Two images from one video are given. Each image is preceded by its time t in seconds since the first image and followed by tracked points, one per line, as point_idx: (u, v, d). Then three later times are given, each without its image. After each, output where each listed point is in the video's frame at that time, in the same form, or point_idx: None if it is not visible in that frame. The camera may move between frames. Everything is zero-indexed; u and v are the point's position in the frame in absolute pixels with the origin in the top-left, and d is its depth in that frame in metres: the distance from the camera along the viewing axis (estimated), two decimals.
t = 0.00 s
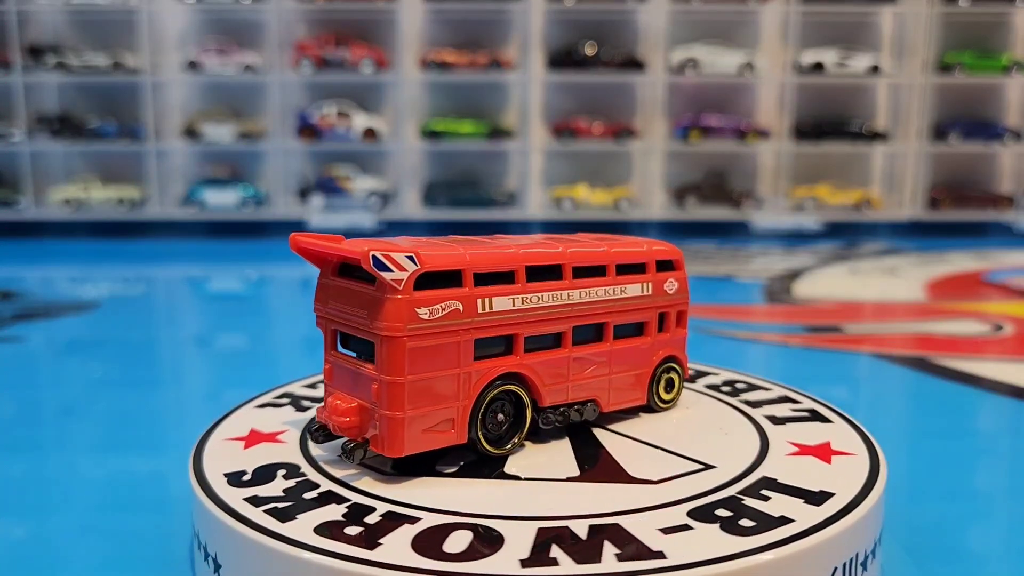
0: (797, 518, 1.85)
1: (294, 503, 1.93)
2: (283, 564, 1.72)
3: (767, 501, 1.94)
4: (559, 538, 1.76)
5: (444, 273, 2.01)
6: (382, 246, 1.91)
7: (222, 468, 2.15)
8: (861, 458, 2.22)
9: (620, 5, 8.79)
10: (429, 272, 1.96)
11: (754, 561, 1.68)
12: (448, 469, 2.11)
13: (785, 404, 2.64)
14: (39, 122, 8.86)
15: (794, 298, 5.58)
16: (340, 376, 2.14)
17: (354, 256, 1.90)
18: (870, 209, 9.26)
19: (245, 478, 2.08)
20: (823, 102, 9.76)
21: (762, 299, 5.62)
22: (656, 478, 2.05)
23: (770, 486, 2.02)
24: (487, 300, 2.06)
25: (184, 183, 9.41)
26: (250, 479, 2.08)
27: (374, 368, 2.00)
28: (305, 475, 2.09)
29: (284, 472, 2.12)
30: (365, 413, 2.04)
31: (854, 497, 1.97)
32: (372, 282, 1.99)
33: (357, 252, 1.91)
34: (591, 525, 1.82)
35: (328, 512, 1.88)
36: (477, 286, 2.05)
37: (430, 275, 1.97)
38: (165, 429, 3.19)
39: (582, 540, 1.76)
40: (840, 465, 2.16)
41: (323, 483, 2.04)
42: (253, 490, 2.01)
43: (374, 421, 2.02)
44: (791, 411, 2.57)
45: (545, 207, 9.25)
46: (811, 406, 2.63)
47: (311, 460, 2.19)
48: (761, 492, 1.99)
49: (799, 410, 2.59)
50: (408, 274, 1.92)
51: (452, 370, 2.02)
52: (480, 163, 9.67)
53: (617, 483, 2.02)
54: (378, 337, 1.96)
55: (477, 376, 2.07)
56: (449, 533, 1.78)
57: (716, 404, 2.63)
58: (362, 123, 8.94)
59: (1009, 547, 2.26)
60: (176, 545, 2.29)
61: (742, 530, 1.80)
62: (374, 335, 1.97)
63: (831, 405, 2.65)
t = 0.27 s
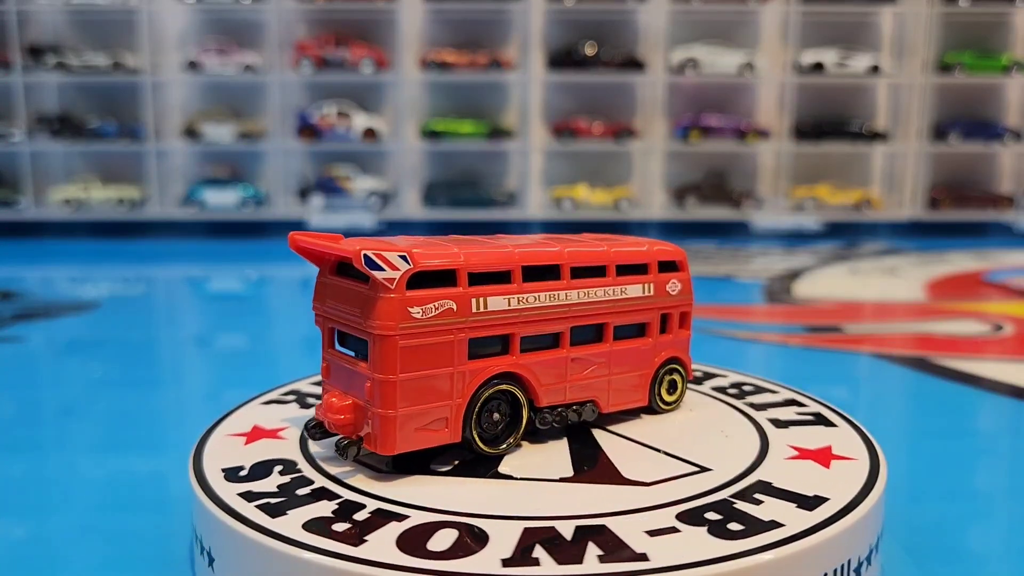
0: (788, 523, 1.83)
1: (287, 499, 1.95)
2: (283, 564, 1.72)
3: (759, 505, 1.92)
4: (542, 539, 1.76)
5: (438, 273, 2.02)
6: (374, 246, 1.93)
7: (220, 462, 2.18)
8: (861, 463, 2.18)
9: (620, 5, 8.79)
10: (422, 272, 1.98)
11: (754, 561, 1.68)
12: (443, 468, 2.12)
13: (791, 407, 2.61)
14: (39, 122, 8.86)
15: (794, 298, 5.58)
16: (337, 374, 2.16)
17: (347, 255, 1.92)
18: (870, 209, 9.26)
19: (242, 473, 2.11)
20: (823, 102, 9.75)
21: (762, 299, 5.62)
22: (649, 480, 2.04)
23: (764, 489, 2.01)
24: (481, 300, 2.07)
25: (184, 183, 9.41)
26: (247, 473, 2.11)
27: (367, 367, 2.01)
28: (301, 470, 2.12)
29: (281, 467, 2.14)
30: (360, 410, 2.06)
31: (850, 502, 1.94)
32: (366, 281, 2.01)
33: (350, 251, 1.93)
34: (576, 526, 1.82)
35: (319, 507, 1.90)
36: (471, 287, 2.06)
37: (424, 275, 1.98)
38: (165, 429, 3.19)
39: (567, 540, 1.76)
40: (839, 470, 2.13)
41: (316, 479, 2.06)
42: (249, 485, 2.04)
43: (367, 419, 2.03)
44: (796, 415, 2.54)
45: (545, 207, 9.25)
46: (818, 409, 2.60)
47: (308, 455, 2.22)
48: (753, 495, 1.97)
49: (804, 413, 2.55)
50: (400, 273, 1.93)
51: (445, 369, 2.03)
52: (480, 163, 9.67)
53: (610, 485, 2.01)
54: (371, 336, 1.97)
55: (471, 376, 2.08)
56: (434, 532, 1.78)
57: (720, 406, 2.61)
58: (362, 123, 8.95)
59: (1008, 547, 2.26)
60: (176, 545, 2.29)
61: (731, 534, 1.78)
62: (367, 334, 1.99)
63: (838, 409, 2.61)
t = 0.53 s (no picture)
0: (776, 527, 1.82)
1: (279, 495, 1.98)
2: (283, 564, 1.73)
3: (750, 509, 1.91)
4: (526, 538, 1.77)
5: (433, 272, 2.03)
6: (366, 244, 1.95)
7: (218, 458, 2.22)
8: (860, 468, 2.15)
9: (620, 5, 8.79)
10: (416, 271, 1.99)
11: (754, 561, 1.69)
12: (438, 466, 2.13)
13: (797, 410, 2.58)
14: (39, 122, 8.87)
15: (794, 298, 5.58)
16: (334, 371, 2.18)
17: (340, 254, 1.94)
18: (870, 209, 9.26)
19: (239, 469, 2.14)
20: (823, 102, 9.75)
21: (762, 298, 5.62)
22: (641, 482, 2.03)
23: (757, 493, 1.99)
24: (476, 299, 2.08)
25: (184, 183, 9.42)
26: (245, 469, 2.14)
27: (362, 365, 2.04)
28: (297, 467, 2.15)
29: (278, 463, 2.17)
30: (355, 408, 2.08)
31: (844, 508, 1.92)
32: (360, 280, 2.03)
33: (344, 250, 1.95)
34: (563, 527, 1.82)
35: (311, 504, 1.93)
36: (466, 286, 2.07)
37: (418, 274, 2.00)
38: (165, 429, 3.19)
39: (550, 541, 1.76)
40: (837, 475, 2.10)
41: (311, 476, 2.08)
42: (245, 480, 2.07)
43: (362, 417, 2.06)
44: (800, 418, 2.50)
45: (546, 207, 9.25)
46: (823, 413, 2.56)
47: (305, 452, 2.25)
48: (744, 498, 1.96)
49: (808, 417, 2.52)
50: (393, 272, 1.95)
51: (440, 368, 2.05)
52: (480, 163, 9.67)
53: (602, 486, 2.01)
54: (365, 334, 2.00)
55: (466, 375, 2.09)
56: (420, 531, 1.80)
57: (724, 408, 2.59)
58: (362, 123, 8.95)
59: (1008, 547, 2.26)
60: (176, 545, 2.29)
61: (718, 537, 1.77)
62: (362, 332, 2.01)
63: (844, 413, 2.58)
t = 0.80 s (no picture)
0: (765, 531, 1.81)
1: (273, 491, 2.01)
2: (283, 564, 1.74)
3: (740, 512, 1.89)
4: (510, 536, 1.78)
5: (428, 272, 2.05)
6: (359, 244, 1.99)
7: (217, 453, 2.25)
8: (859, 473, 2.12)
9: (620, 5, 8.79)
10: (409, 270, 2.02)
11: (755, 560, 1.70)
12: (433, 464, 2.15)
13: (801, 413, 2.55)
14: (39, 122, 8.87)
15: (794, 298, 5.58)
16: (331, 369, 2.21)
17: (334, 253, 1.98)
18: (870, 208, 9.26)
19: (237, 464, 2.17)
20: (823, 102, 9.75)
21: (762, 298, 5.62)
22: (634, 483, 2.03)
23: (748, 497, 1.97)
24: (471, 299, 2.09)
25: (184, 183, 9.42)
26: (243, 464, 2.18)
27: (356, 363, 2.06)
28: (294, 462, 2.18)
29: (275, 459, 2.20)
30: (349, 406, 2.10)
31: (838, 513, 1.90)
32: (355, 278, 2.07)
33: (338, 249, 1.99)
34: (549, 526, 1.82)
35: (303, 500, 1.96)
36: (461, 285, 2.09)
37: (412, 273, 2.03)
38: (165, 429, 3.19)
39: (533, 540, 1.77)
40: (835, 480, 2.08)
41: (306, 473, 2.11)
42: (241, 475, 2.11)
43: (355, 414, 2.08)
44: (805, 421, 2.48)
45: (546, 207, 9.25)
46: (828, 417, 2.53)
47: (304, 448, 2.27)
48: (736, 502, 1.94)
49: (813, 420, 2.49)
50: (386, 271, 1.98)
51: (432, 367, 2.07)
52: (480, 163, 9.67)
53: (595, 487, 2.01)
54: (359, 333, 2.02)
55: (460, 374, 2.11)
56: (405, 528, 1.81)
57: (726, 409, 2.58)
58: (362, 123, 8.95)
59: (1008, 547, 2.26)
60: (176, 545, 2.30)
61: (704, 540, 1.77)
62: (356, 330, 2.03)
63: (850, 417, 2.54)
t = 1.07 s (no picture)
0: (751, 535, 1.80)
1: (267, 487, 2.03)
2: (283, 564, 1.74)
3: (729, 516, 1.88)
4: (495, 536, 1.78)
5: (422, 271, 2.07)
6: (352, 243, 2.01)
7: (217, 448, 2.28)
8: (857, 478, 2.09)
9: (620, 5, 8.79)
10: (403, 270, 2.03)
11: (755, 560, 1.71)
12: (428, 463, 2.16)
13: (805, 417, 2.52)
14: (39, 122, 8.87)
15: (794, 298, 5.58)
16: (330, 366, 2.23)
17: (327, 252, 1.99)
18: (870, 209, 9.26)
19: (236, 460, 2.20)
20: (823, 102, 9.75)
21: (762, 298, 5.62)
22: (626, 485, 2.02)
23: (740, 500, 1.96)
24: (466, 298, 2.10)
25: (184, 183, 9.42)
26: (242, 460, 2.20)
27: (351, 361, 2.08)
28: (291, 459, 2.20)
29: (274, 455, 2.22)
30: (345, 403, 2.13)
31: (829, 517, 1.88)
32: (350, 277, 2.08)
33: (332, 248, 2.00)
34: (534, 526, 1.83)
35: (296, 495, 1.98)
36: (456, 285, 2.10)
37: (406, 272, 2.04)
38: (165, 429, 3.19)
39: (516, 539, 1.77)
40: (831, 484, 2.05)
41: (301, 469, 2.13)
42: (238, 470, 2.13)
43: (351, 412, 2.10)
44: (808, 425, 2.45)
45: (546, 207, 9.25)
46: (833, 421, 2.50)
47: (302, 444, 2.30)
48: (727, 505, 1.93)
49: (817, 424, 2.46)
50: (379, 270, 2.00)
51: (426, 365, 2.08)
52: (480, 163, 9.67)
53: (588, 488, 2.01)
54: (353, 331, 2.04)
55: (454, 373, 2.12)
56: (390, 526, 1.83)
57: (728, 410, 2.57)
58: (362, 123, 8.95)
59: (1009, 547, 2.26)
60: (176, 545, 2.29)
61: (692, 542, 1.76)
62: (351, 328, 2.06)
63: (855, 421, 2.51)
